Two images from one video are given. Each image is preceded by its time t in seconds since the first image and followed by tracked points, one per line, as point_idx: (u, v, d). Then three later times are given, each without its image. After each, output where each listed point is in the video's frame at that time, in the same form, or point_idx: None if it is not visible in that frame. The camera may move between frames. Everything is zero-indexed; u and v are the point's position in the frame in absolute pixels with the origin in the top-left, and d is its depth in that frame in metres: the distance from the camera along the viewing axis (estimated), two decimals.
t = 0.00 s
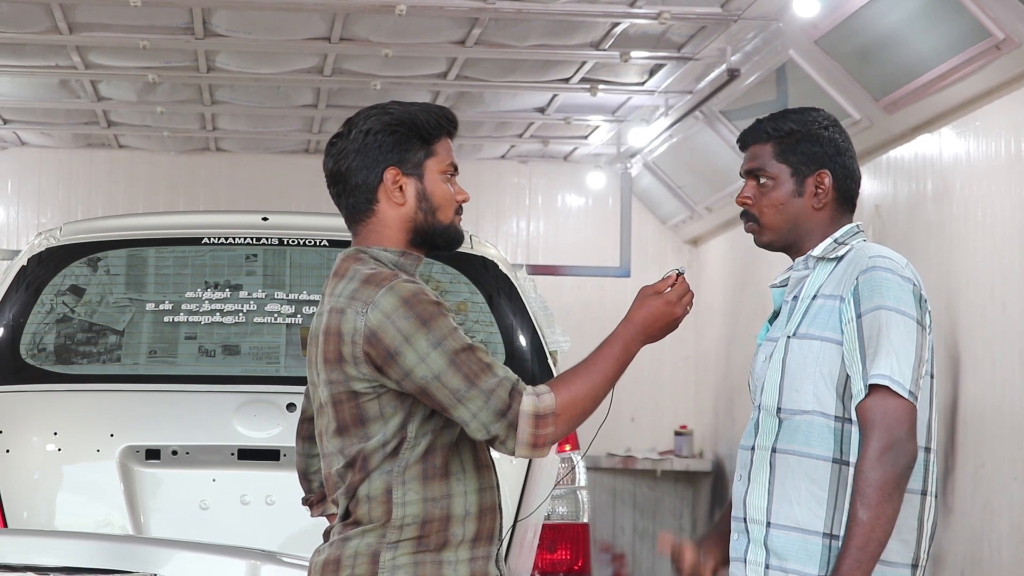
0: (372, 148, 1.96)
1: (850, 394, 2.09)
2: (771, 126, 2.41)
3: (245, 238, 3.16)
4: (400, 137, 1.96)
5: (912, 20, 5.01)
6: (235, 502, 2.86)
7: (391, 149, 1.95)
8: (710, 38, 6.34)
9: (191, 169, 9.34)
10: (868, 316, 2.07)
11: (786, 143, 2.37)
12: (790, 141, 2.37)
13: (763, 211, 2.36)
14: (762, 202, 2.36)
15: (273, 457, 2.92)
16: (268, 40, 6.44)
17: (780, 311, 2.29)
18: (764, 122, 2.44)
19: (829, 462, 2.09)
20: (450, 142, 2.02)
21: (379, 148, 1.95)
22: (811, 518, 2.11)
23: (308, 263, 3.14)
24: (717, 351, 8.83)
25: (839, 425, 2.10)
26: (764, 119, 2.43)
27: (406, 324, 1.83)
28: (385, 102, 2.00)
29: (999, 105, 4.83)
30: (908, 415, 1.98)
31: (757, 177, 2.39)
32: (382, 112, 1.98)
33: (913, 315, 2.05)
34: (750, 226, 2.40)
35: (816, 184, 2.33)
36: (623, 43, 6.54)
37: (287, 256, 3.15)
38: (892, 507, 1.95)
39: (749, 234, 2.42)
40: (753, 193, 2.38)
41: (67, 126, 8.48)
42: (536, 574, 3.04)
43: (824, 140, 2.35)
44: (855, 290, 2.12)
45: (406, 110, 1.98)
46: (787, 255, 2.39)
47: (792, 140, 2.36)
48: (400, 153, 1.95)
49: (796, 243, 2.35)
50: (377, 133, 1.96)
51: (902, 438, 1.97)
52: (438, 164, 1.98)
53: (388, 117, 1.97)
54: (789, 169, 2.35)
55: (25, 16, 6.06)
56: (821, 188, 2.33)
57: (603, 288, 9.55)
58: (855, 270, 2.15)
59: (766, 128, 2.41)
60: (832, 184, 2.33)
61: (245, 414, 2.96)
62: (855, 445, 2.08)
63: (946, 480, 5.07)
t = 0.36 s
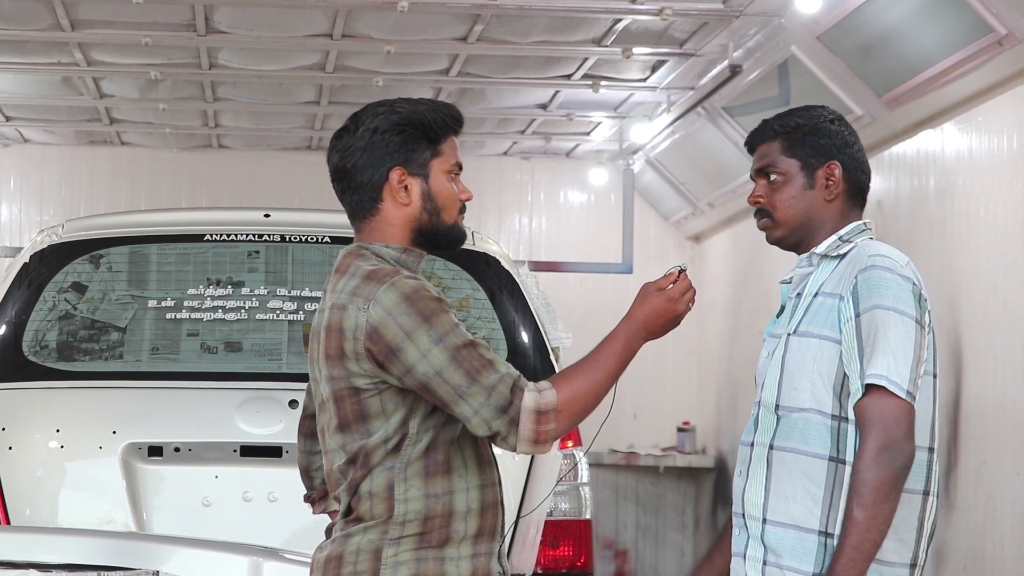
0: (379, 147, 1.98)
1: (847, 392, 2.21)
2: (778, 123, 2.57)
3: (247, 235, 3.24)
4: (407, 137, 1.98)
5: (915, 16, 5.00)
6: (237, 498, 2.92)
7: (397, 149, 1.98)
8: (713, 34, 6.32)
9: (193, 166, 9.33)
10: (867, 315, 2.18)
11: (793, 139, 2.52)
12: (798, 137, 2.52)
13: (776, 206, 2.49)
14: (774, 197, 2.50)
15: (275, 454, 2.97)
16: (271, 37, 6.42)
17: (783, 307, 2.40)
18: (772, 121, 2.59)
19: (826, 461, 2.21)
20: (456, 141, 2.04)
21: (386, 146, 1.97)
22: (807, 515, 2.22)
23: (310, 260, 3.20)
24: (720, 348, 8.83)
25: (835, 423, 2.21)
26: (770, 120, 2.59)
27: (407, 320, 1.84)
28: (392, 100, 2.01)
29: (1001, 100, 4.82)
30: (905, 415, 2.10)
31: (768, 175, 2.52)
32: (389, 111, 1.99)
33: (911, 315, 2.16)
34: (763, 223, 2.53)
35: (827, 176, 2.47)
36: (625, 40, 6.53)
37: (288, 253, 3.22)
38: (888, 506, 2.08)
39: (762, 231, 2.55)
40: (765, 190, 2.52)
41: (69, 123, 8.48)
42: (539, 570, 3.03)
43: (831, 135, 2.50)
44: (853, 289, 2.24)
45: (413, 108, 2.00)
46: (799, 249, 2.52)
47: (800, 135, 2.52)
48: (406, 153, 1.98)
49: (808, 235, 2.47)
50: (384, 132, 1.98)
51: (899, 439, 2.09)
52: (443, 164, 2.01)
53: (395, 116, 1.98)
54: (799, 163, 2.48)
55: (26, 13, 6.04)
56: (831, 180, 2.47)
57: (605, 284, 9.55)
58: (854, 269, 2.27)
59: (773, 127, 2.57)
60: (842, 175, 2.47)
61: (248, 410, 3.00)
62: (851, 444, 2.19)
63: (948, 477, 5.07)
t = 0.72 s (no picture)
0: (380, 142, 1.98)
1: (841, 390, 2.23)
2: (787, 117, 2.56)
3: (249, 231, 3.23)
4: (408, 132, 1.98)
5: (917, 13, 4.99)
6: (238, 495, 2.94)
7: (399, 145, 1.98)
8: (715, 31, 6.32)
9: (195, 162, 9.33)
10: (861, 313, 2.20)
11: (799, 134, 2.51)
12: (804, 131, 2.51)
13: (779, 200, 2.50)
14: (777, 191, 2.50)
15: (277, 451, 2.99)
16: (272, 33, 6.42)
17: (782, 304, 2.44)
18: (781, 114, 2.59)
19: (819, 459, 2.23)
20: (458, 137, 2.04)
21: (387, 143, 1.98)
22: (802, 513, 2.25)
23: (313, 257, 3.20)
24: (721, 345, 8.82)
25: (829, 421, 2.24)
26: (779, 112, 2.58)
27: (411, 317, 1.84)
28: (394, 97, 2.02)
29: (1003, 99, 4.81)
30: (898, 413, 2.10)
31: (772, 168, 2.53)
32: (390, 107, 2.00)
33: (906, 313, 2.18)
34: (765, 216, 2.54)
35: (830, 174, 2.47)
36: (627, 37, 6.53)
37: (290, 250, 3.21)
38: (880, 505, 2.06)
39: (763, 224, 2.56)
40: (769, 183, 2.53)
41: (70, 119, 8.48)
42: (540, 567, 3.04)
43: (839, 132, 2.49)
44: (848, 287, 2.26)
45: (415, 105, 2.00)
46: (799, 245, 2.53)
47: (806, 130, 2.51)
48: (408, 148, 1.98)
49: (808, 232, 2.48)
50: (385, 128, 1.98)
51: (893, 437, 2.08)
52: (445, 160, 2.01)
53: (396, 112, 1.99)
54: (803, 159, 2.49)
55: (28, 9, 6.04)
56: (834, 178, 2.46)
57: (607, 282, 9.54)
58: (850, 267, 2.29)
59: (781, 120, 2.57)
60: (845, 174, 2.46)
61: (250, 407, 3.02)
62: (845, 441, 2.22)
63: (949, 475, 5.07)
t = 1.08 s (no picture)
0: (377, 137, 1.99)
1: (832, 384, 2.24)
2: (773, 117, 2.56)
3: (247, 227, 3.23)
4: (406, 127, 1.99)
5: (915, 9, 5.00)
6: (236, 491, 2.95)
7: (396, 139, 1.98)
8: (712, 27, 6.32)
9: (193, 158, 9.33)
10: (851, 307, 2.22)
11: (785, 133, 2.51)
12: (789, 131, 2.51)
13: (769, 199, 2.51)
14: (766, 193, 2.51)
15: (275, 446, 3.00)
16: (270, 29, 6.42)
17: (781, 298, 2.45)
18: (769, 113, 2.59)
19: (811, 453, 2.25)
20: (456, 132, 2.04)
21: (384, 137, 1.98)
22: (794, 507, 2.26)
23: (310, 253, 3.21)
24: (718, 341, 8.83)
25: (821, 415, 2.25)
26: (767, 112, 2.59)
27: (411, 313, 1.85)
28: (392, 92, 2.03)
29: (1001, 93, 4.82)
30: (887, 407, 2.12)
31: (762, 169, 2.54)
32: (388, 102, 2.01)
33: (897, 307, 2.19)
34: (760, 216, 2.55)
35: (816, 173, 2.46)
36: (624, 32, 6.53)
37: (288, 245, 3.22)
38: (867, 498, 2.09)
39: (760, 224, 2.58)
40: (760, 182, 2.54)
41: (68, 115, 8.48)
42: (538, 562, 3.08)
43: (823, 129, 2.48)
44: (840, 281, 2.27)
45: (412, 100, 2.01)
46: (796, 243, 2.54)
47: (791, 130, 2.51)
48: (405, 143, 1.98)
49: (800, 231, 2.49)
50: (383, 123, 1.99)
51: (880, 430, 2.11)
52: (442, 154, 2.01)
53: (393, 106, 1.99)
54: (788, 159, 2.49)
55: (27, 5, 6.04)
56: (820, 177, 2.46)
57: (605, 277, 9.55)
58: (843, 261, 2.30)
59: (769, 120, 2.57)
60: (830, 172, 2.46)
61: (247, 402, 3.03)
62: (835, 435, 2.23)
63: (947, 471, 5.07)
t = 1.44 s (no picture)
0: (373, 137, 1.99)
1: (818, 385, 2.25)
2: (755, 119, 2.60)
3: (236, 226, 3.23)
4: (401, 127, 1.99)
5: (902, 7, 5.02)
6: (225, 490, 2.94)
7: (391, 139, 1.99)
8: (700, 25, 6.34)
9: (181, 158, 9.32)
10: (836, 309, 2.23)
11: (760, 135, 2.55)
12: (764, 132, 2.54)
13: (753, 202, 2.56)
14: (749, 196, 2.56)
15: (264, 445, 3.00)
16: (259, 28, 6.42)
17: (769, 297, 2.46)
18: (756, 115, 2.63)
19: (796, 453, 2.27)
20: (449, 132, 2.06)
21: (380, 137, 1.99)
22: (779, 507, 2.28)
23: (299, 252, 3.21)
24: (707, 338, 8.86)
25: (806, 415, 2.26)
26: (753, 114, 2.62)
27: (402, 312, 1.86)
28: (386, 92, 2.03)
29: (989, 91, 4.84)
30: (873, 410, 2.13)
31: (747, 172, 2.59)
32: (383, 101, 2.02)
33: (883, 310, 2.21)
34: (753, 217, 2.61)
35: (786, 172, 2.48)
36: (613, 31, 6.54)
37: (277, 244, 3.22)
38: (852, 501, 2.10)
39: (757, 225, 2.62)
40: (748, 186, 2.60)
41: (56, 114, 8.46)
42: (527, 561, 3.10)
43: (793, 127, 2.49)
44: (826, 282, 2.28)
45: (407, 100, 2.02)
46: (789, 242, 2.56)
47: (764, 131, 2.54)
48: (400, 143, 1.99)
49: (783, 231, 2.52)
50: (378, 122, 1.99)
51: (866, 433, 2.12)
52: (437, 155, 2.02)
53: (389, 106, 2.00)
54: (762, 161, 2.53)
55: (14, 5, 6.03)
56: (790, 176, 2.48)
57: (594, 275, 9.57)
58: (829, 262, 2.32)
59: (751, 123, 2.61)
60: (799, 169, 2.47)
61: (236, 402, 3.03)
62: (820, 436, 2.24)
63: (936, 468, 5.10)
